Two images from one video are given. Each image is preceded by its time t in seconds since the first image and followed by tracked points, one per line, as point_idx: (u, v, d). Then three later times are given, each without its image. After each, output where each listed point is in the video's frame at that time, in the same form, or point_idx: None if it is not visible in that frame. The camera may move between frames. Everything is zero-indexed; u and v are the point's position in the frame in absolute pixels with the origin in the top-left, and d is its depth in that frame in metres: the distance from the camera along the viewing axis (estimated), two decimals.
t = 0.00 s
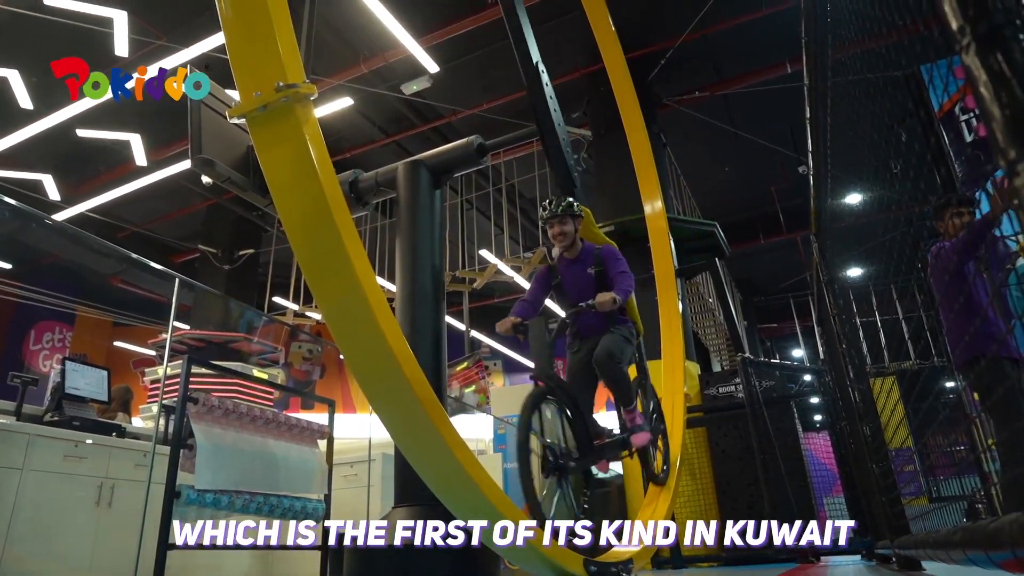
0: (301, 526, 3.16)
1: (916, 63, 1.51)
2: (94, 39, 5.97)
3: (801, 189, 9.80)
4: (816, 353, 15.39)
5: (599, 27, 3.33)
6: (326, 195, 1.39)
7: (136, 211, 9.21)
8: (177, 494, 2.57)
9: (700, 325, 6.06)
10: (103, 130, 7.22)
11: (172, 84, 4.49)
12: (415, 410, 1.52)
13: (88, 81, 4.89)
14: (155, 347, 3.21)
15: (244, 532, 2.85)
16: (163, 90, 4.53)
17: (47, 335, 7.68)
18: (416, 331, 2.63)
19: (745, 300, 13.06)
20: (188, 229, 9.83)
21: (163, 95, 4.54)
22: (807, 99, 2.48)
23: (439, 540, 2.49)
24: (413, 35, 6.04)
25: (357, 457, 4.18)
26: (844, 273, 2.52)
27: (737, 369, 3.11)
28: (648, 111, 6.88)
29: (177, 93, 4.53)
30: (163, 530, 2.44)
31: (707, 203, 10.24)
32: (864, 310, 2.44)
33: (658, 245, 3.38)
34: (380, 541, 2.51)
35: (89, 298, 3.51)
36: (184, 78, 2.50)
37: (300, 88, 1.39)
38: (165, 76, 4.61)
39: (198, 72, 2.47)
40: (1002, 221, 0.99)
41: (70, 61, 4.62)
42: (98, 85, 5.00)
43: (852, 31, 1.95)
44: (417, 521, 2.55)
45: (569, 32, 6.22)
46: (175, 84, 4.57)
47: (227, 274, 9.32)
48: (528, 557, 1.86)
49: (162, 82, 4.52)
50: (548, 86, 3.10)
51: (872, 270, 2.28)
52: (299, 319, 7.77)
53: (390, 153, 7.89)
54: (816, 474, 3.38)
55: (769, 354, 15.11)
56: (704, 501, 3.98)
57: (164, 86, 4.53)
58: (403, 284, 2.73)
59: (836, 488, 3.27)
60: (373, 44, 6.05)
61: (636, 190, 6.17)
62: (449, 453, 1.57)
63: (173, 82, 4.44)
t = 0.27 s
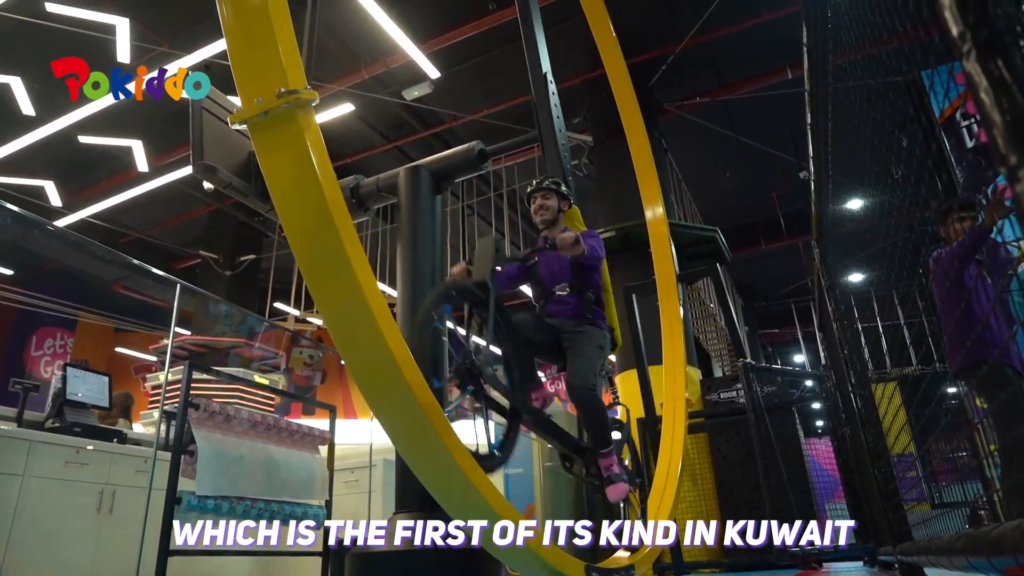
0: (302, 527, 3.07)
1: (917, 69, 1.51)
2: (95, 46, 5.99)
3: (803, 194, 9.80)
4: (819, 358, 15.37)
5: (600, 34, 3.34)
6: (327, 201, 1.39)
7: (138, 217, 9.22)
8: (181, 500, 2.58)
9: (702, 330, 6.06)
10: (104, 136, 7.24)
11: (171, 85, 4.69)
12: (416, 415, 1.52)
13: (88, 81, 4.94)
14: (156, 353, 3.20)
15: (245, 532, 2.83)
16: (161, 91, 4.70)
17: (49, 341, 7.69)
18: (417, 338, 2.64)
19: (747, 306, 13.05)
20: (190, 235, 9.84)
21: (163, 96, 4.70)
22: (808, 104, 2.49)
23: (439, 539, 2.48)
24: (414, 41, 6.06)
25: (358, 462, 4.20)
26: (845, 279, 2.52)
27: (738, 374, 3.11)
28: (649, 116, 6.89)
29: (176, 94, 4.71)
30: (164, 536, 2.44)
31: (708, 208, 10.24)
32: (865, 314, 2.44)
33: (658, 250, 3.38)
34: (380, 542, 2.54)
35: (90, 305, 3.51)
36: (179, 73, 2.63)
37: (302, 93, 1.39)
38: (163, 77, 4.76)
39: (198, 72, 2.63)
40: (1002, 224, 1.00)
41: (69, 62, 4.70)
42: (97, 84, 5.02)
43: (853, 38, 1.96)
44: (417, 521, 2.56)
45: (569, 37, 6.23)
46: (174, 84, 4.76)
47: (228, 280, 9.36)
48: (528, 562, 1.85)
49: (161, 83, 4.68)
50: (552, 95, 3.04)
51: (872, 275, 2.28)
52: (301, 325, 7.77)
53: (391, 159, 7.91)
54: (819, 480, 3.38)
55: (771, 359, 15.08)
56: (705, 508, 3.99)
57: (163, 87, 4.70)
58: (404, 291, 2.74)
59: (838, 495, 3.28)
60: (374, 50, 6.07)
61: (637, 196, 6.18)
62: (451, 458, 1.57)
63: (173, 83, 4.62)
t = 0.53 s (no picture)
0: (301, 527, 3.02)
1: (917, 73, 1.51)
2: (97, 51, 6.01)
3: (804, 198, 9.80)
4: (820, 362, 15.35)
5: (601, 39, 3.35)
6: (328, 206, 1.39)
7: (139, 221, 9.24)
8: (181, 506, 2.57)
9: (703, 333, 6.05)
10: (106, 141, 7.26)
11: (172, 84, 4.80)
12: (418, 420, 1.52)
13: (88, 81, 4.99)
14: (157, 357, 3.21)
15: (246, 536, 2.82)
16: (161, 89, 4.81)
17: (50, 346, 7.70)
18: (419, 342, 2.64)
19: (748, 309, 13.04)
20: (191, 239, 9.86)
21: (163, 94, 4.82)
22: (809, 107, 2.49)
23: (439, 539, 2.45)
24: (414, 46, 6.08)
25: (360, 467, 4.20)
26: (846, 283, 2.52)
27: (739, 378, 3.10)
28: (650, 121, 6.89)
29: (177, 93, 4.81)
30: (164, 541, 2.43)
31: (708, 212, 10.24)
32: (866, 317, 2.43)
33: (659, 253, 3.37)
34: (379, 541, 2.51)
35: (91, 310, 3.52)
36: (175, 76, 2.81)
37: (303, 98, 1.39)
38: (164, 77, 4.86)
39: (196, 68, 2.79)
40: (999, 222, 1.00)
41: (67, 61, 4.80)
42: (96, 83, 5.06)
43: (853, 43, 1.97)
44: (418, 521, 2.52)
45: (570, 42, 6.25)
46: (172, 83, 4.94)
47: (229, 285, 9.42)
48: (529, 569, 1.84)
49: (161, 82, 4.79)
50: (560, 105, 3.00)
51: (873, 278, 2.29)
52: (301, 329, 7.78)
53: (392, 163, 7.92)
54: (821, 484, 3.38)
55: (772, 363, 15.07)
56: (707, 512, 4.01)
57: (164, 86, 4.81)
58: (406, 296, 2.74)
59: (841, 499, 3.29)
60: (375, 55, 6.09)
61: (638, 199, 6.19)
62: (453, 464, 1.56)
63: (174, 82, 4.73)
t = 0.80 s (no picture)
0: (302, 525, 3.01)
1: (916, 82, 1.52)
2: (98, 60, 6.04)
3: (804, 205, 9.81)
4: (821, 369, 15.32)
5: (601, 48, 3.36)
6: (330, 214, 1.39)
7: (140, 229, 9.26)
8: (181, 514, 2.56)
9: (704, 341, 6.06)
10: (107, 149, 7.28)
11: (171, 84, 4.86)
12: (419, 428, 1.51)
13: (87, 81, 5.03)
14: (158, 365, 3.21)
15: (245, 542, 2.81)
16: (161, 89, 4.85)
17: (51, 353, 7.70)
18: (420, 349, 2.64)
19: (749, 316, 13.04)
20: (192, 247, 9.87)
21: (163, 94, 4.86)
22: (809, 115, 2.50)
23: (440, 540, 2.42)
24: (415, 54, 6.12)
25: (360, 475, 4.21)
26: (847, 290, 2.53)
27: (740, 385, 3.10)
28: (650, 128, 6.92)
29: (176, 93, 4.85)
30: (164, 550, 2.43)
31: (709, 219, 10.25)
32: (866, 324, 2.43)
33: (659, 259, 3.38)
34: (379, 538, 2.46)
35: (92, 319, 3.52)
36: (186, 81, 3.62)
37: (305, 107, 1.39)
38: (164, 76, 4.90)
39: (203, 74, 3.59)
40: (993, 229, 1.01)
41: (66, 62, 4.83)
42: (96, 83, 5.18)
43: (853, 51, 1.98)
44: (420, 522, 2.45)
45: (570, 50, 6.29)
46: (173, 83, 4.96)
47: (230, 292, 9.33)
48: None
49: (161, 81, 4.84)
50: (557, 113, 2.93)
51: (873, 285, 2.29)
52: (302, 337, 7.79)
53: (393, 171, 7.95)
54: (823, 491, 3.36)
55: (773, 370, 15.07)
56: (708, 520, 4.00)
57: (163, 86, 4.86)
58: (406, 303, 2.74)
59: (843, 506, 3.26)
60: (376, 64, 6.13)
61: (638, 206, 6.20)
62: (454, 473, 1.56)
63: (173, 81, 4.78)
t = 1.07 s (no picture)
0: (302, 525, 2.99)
1: (915, 88, 1.53)
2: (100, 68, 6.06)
3: (805, 211, 9.82)
4: (823, 375, 15.29)
5: (602, 55, 3.37)
6: (331, 222, 1.39)
7: (142, 236, 9.27)
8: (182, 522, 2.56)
9: (705, 347, 6.06)
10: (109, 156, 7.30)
11: (172, 83, 4.88)
12: (420, 435, 1.51)
13: (87, 80, 4.91)
14: (159, 372, 3.21)
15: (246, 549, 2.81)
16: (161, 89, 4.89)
17: (52, 360, 7.70)
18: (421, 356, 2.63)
19: (750, 322, 13.04)
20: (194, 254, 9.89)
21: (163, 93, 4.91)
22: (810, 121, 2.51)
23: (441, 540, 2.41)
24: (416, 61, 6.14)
25: (361, 481, 4.17)
26: (847, 296, 2.53)
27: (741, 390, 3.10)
28: (651, 134, 6.93)
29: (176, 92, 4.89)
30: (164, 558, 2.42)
31: (709, 225, 10.26)
32: (868, 329, 2.43)
33: (660, 265, 3.38)
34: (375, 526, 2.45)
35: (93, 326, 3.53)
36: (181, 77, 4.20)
37: (306, 114, 1.40)
38: (165, 76, 4.93)
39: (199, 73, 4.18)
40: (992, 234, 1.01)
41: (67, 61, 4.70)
42: (96, 83, 4.99)
43: (853, 58, 1.98)
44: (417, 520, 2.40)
45: (571, 57, 6.31)
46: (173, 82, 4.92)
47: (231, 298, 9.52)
48: None
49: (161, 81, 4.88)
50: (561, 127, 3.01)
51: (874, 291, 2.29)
52: (302, 344, 7.79)
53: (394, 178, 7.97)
54: (825, 497, 3.35)
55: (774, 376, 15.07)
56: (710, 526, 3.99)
57: (164, 86, 4.89)
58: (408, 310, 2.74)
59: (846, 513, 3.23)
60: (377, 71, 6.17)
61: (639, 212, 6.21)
62: (455, 480, 1.55)
63: (172, 80, 4.83)
